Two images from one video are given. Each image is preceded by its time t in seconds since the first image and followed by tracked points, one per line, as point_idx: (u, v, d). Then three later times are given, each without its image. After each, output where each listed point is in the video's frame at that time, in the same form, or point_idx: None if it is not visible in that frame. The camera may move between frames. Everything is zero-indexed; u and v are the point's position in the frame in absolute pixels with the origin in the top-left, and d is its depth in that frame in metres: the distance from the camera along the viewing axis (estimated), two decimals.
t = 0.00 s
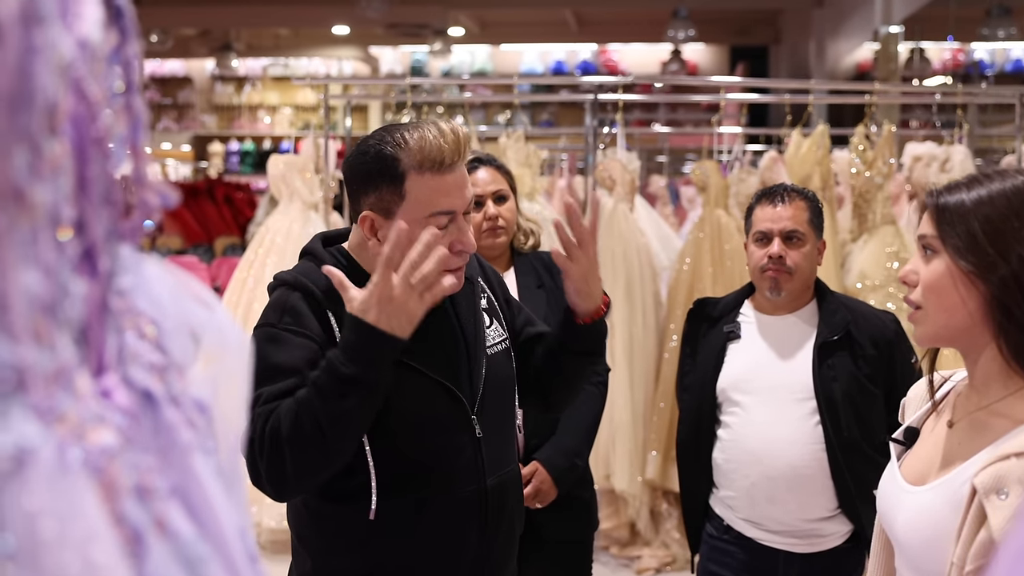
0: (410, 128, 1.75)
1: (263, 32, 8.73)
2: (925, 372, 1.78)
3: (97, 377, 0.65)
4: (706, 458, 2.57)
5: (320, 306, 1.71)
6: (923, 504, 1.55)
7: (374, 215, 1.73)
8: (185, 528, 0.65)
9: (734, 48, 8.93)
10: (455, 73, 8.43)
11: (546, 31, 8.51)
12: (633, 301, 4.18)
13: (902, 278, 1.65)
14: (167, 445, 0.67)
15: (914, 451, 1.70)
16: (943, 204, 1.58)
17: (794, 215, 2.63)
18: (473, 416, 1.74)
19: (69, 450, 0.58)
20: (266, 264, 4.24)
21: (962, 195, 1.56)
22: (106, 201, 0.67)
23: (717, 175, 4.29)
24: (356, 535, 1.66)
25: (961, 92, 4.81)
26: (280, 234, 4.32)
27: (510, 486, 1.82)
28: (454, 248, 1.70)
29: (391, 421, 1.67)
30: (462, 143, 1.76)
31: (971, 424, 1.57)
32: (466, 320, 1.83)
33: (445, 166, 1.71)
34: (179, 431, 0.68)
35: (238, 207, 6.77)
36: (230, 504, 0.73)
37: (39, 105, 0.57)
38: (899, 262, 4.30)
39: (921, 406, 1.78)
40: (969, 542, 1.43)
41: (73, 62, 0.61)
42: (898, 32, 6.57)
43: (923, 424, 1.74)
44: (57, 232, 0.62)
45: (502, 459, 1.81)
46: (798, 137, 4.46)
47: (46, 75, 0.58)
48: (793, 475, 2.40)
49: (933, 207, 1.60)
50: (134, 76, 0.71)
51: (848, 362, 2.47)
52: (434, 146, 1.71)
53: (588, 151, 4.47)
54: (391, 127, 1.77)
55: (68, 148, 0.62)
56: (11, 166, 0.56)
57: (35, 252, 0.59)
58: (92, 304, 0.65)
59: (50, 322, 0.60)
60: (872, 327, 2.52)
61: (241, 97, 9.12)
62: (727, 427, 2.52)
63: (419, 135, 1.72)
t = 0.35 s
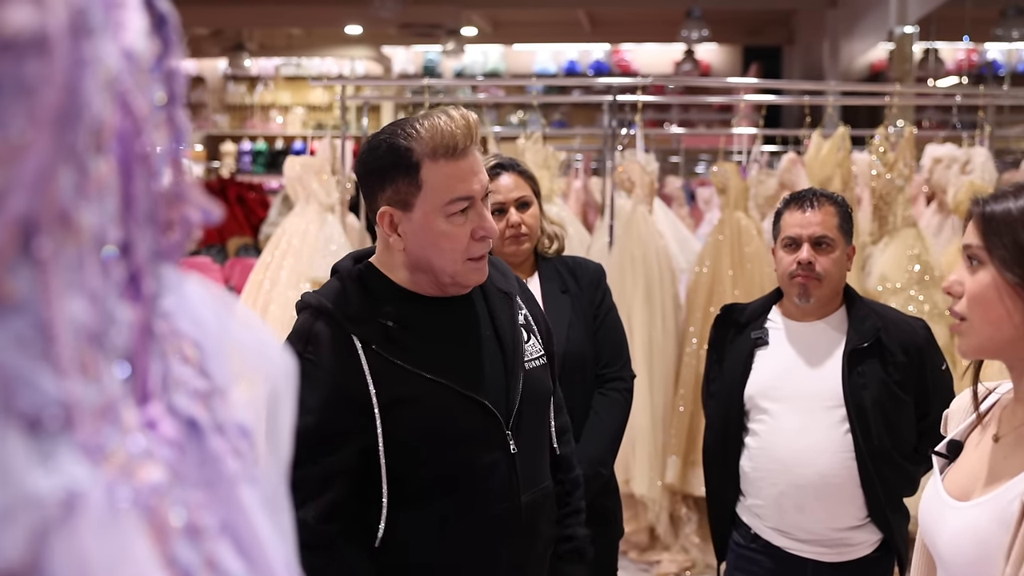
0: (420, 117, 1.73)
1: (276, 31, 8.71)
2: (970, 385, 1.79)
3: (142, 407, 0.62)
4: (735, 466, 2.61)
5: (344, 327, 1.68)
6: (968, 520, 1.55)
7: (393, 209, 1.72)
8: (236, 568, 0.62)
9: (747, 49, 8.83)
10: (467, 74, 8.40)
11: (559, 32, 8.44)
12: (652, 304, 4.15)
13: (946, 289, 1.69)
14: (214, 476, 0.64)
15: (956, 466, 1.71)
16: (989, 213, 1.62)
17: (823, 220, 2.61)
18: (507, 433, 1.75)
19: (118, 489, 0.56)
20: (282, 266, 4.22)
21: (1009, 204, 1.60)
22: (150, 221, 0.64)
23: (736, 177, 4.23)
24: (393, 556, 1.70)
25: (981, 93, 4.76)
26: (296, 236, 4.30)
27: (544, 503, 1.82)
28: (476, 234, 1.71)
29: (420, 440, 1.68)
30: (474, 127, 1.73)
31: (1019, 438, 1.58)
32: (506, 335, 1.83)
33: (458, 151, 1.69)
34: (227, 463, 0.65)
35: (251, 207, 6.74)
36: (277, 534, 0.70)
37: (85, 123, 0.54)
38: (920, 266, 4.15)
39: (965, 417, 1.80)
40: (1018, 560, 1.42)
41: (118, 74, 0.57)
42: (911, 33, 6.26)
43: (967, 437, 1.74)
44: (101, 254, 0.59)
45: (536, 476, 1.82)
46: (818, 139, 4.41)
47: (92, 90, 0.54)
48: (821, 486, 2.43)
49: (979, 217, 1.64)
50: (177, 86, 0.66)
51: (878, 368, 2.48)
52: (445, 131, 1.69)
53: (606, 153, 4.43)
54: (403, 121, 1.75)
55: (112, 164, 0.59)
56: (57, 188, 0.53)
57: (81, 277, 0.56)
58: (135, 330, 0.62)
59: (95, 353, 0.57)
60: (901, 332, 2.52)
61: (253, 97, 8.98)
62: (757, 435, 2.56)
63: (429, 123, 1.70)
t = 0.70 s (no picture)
0: (416, 117, 1.69)
1: (257, 30, 8.60)
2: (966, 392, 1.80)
3: (147, 421, 0.59)
4: (728, 468, 2.59)
5: (339, 334, 1.65)
6: (988, 531, 1.53)
7: (390, 212, 1.70)
8: None
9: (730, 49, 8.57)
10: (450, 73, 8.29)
11: (540, 31, 8.30)
12: (640, 304, 4.12)
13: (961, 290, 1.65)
14: (223, 494, 0.61)
15: (963, 474, 1.69)
16: None
17: (820, 220, 2.62)
18: (505, 442, 1.72)
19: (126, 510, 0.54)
20: (267, 266, 4.17)
21: None
22: (157, 223, 0.60)
23: (724, 177, 4.20)
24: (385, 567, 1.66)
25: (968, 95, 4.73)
26: (281, 236, 4.25)
27: (540, 513, 1.79)
28: (475, 237, 1.68)
29: (414, 448, 1.65)
30: (473, 128, 1.69)
31: None
32: (505, 342, 1.81)
33: (456, 154, 1.65)
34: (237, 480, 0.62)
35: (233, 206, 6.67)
36: (287, 553, 0.67)
37: (92, 118, 0.51)
38: (908, 266, 4.06)
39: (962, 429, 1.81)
40: None
41: (124, 64, 0.54)
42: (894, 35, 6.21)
43: (970, 444, 1.74)
44: (107, 260, 0.56)
45: (532, 485, 1.79)
46: (806, 139, 4.38)
47: (99, 83, 0.51)
48: (816, 489, 2.41)
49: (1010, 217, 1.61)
50: (182, 81, 0.61)
51: (874, 372, 2.48)
52: (443, 134, 1.65)
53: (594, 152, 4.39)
54: (397, 122, 1.71)
55: (117, 163, 0.56)
56: (63, 187, 0.50)
57: (86, 284, 0.54)
58: (140, 339, 0.59)
59: (100, 364, 0.55)
60: (898, 336, 2.52)
61: (233, 95, 8.68)
62: (750, 437, 2.54)
63: (426, 124, 1.66)
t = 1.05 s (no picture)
0: (374, 115, 1.66)
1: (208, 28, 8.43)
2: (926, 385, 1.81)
3: (103, 419, 0.57)
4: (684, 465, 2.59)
5: (294, 333, 1.62)
6: (954, 524, 1.54)
7: (346, 212, 1.66)
8: None
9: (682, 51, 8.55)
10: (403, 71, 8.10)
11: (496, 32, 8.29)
12: (596, 303, 4.11)
13: (933, 283, 1.62)
14: (184, 496, 0.58)
15: (922, 469, 1.70)
16: (999, 208, 1.59)
17: (778, 218, 2.61)
18: (460, 445, 1.70)
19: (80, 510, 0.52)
20: (217, 265, 4.11)
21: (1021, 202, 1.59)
22: (115, 211, 0.57)
23: (679, 176, 4.19)
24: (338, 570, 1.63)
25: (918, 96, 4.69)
26: (232, 235, 4.19)
27: (494, 515, 1.78)
28: (433, 239, 1.66)
29: (369, 450, 1.62)
30: (431, 127, 1.67)
31: (996, 442, 1.59)
32: (461, 344, 1.79)
33: (415, 153, 1.62)
34: (198, 482, 0.60)
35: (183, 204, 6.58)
36: (249, 556, 0.65)
37: (43, 97, 0.50)
38: (861, 265, 4.07)
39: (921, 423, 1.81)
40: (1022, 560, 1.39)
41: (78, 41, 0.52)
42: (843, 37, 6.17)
43: (928, 441, 1.75)
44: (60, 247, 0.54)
45: (487, 488, 1.78)
46: (760, 139, 4.37)
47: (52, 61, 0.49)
48: (772, 488, 2.42)
49: (988, 213, 1.59)
50: (140, 61, 0.57)
51: (830, 369, 2.50)
52: (401, 133, 1.62)
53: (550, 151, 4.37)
54: (353, 118, 1.67)
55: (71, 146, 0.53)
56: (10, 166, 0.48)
57: (36, 271, 0.52)
58: (95, 332, 0.56)
59: (53, 358, 0.54)
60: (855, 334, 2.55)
61: (183, 93, 8.39)
62: (707, 435, 2.55)
63: (385, 123, 1.63)
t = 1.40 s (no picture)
0: (329, 112, 1.64)
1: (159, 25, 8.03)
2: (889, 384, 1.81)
3: (51, 423, 0.56)
4: (638, 465, 2.61)
5: (246, 333, 1.61)
6: (896, 515, 1.53)
7: (300, 211, 1.64)
8: None
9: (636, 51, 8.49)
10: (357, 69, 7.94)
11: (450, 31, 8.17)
12: (552, 303, 4.11)
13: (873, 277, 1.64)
14: (134, 502, 0.57)
15: (878, 464, 1.71)
16: (929, 204, 1.56)
17: (732, 218, 2.68)
18: (416, 446, 1.69)
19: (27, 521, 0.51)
20: (170, 266, 4.06)
21: (947, 195, 1.55)
22: (63, 209, 0.55)
23: (635, 176, 4.19)
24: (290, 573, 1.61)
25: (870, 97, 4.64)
26: (185, 235, 4.13)
27: (450, 515, 1.77)
28: (387, 238, 1.64)
29: (322, 452, 1.60)
30: (386, 125, 1.65)
31: (942, 437, 1.57)
32: (417, 343, 1.78)
33: (370, 151, 1.61)
34: (150, 486, 0.59)
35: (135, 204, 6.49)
36: (202, 563, 0.64)
37: None
38: (814, 265, 4.10)
39: (883, 420, 1.82)
40: (953, 553, 1.39)
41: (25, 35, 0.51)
42: (794, 40, 6.21)
43: (888, 437, 1.75)
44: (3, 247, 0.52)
45: (443, 489, 1.77)
46: (715, 140, 4.37)
47: None
48: (724, 486, 2.44)
49: (919, 208, 1.57)
50: (89, 54, 0.56)
51: (783, 368, 2.53)
52: (356, 131, 1.60)
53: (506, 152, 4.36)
54: (308, 115, 1.66)
55: (16, 142, 0.52)
56: None
57: None
58: (43, 334, 0.55)
59: None
60: (806, 334, 2.58)
61: (134, 91, 8.24)
62: (660, 434, 2.57)
63: (339, 121, 1.61)
